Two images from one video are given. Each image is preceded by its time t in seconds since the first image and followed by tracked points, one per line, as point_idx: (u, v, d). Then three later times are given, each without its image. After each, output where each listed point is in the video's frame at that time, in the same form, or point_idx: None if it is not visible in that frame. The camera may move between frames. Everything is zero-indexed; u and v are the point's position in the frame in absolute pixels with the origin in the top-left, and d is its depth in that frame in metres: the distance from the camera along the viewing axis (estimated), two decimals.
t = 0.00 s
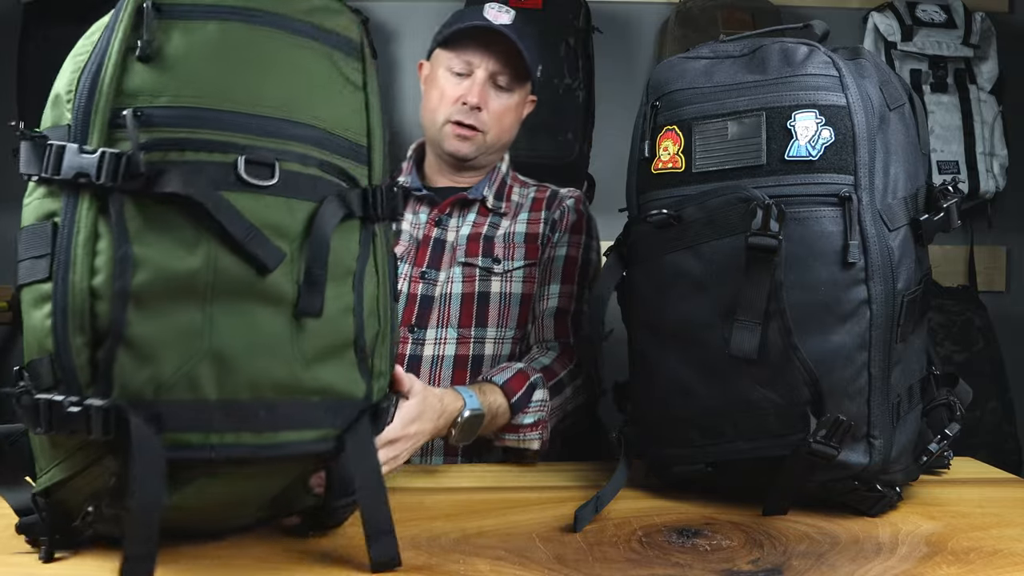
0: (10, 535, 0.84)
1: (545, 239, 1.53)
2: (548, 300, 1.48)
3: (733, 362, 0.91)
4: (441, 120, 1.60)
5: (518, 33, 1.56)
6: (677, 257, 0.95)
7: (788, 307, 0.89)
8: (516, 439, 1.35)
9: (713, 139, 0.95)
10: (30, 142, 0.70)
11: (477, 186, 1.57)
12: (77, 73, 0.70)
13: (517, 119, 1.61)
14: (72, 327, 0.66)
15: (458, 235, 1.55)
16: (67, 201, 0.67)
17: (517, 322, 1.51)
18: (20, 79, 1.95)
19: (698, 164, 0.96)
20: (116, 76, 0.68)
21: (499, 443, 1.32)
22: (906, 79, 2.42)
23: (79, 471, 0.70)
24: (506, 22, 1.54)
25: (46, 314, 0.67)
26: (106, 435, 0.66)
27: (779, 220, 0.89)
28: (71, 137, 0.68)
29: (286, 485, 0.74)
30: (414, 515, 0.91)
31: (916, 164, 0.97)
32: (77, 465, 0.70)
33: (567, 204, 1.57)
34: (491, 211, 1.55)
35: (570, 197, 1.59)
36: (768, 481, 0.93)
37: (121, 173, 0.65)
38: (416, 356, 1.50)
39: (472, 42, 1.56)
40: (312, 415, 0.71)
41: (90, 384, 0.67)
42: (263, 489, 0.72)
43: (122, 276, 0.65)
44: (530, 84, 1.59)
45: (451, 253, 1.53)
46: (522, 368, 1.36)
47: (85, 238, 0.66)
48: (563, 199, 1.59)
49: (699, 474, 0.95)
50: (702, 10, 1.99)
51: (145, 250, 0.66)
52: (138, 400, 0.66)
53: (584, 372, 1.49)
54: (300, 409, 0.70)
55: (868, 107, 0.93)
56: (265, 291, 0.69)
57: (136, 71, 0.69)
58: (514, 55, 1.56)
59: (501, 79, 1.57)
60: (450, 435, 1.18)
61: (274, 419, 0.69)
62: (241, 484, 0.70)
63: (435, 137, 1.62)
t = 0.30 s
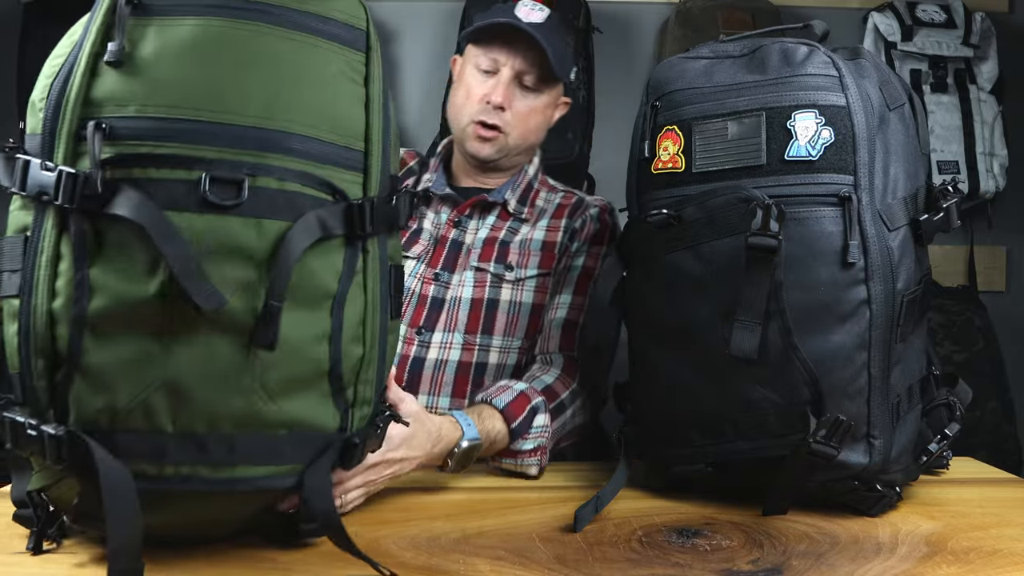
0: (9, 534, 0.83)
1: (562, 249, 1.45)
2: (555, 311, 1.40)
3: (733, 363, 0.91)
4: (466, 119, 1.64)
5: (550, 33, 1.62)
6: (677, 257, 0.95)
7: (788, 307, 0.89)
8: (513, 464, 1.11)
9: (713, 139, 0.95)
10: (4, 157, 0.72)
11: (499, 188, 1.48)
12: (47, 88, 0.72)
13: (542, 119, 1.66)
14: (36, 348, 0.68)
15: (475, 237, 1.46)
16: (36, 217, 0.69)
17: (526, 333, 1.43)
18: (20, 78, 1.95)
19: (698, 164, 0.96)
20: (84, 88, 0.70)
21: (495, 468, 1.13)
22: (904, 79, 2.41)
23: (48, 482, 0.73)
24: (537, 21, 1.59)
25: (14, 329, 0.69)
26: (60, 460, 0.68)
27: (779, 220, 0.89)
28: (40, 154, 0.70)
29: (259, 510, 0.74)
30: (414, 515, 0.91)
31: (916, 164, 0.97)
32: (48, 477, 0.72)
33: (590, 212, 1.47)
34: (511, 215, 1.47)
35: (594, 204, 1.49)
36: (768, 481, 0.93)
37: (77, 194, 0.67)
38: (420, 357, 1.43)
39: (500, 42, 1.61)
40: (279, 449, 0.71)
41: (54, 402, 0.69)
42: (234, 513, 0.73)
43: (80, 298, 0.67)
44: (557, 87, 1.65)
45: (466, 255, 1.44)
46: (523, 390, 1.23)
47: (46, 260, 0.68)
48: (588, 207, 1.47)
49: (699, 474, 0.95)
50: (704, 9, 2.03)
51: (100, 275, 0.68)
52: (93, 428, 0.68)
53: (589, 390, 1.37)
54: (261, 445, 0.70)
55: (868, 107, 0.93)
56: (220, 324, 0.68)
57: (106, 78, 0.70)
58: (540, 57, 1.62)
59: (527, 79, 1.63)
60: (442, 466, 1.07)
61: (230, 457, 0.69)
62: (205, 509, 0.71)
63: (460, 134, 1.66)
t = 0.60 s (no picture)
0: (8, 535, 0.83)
1: (585, 260, 1.38)
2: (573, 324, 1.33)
3: (733, 362, 0.91)
4: (496, 117, 1.42)
5: (600, 44, 1.43)
6: (677, 256, 0.95)
7: (788, 307, 0.89)
8: (514, 472, 1.09)
9: (713, 139, 0.95)
10: None
11: (520, 195, 1.44)
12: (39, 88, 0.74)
13: (577, 133, 1.46)
14: (34, 335, 0.69)
15: (495, 244, 1.41)
16: (29, 210, 0.71)
17: (544, 346, 1.39)
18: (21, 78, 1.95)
19: (697, 164, 0.96)
20: (75, 88, 0.72)
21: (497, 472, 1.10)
22: (906, 79, 2.35)
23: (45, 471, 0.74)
24: (587, 29, 1.40)
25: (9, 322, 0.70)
26: (63, 442, 0.70)
27: (779, 220, 0.89)
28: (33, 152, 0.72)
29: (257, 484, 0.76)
30: (415, 515, 0.91)
31: (916, 163, 0.97)
32: (46, 467, 0.74)
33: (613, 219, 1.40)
34: (533, 223, 1.42)
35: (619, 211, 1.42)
36: (768, 481, 0.93)
37: (73, 185, 0.69)
38: (435, 370, 1.39)
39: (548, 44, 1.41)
40: (276, 420, 0.74)
41: (51, 389, 0.70)
42: (231, 487, 0.75)
43: (76, 284, 0.69)
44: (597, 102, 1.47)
45: (485, 264, 1.40)
46: (524, 396, 1.20)
47: (44, 251, 0.70)
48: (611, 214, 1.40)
49: (698, 475, 0.95)
50: (703, 10, 2.13)
51: (98, 260, 0.70)
52: (94, 410, 0.70)
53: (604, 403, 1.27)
54: (261, 416, 0.73)
55: (868, 107, 0.93)
56: (218, 300, 0.71)
57: (94, 81, 0.72)
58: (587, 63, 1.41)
59: (570, 88, 1.42)
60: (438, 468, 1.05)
61: (231, 429, 0.72)
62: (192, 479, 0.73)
63: (486, 138, 1.45)
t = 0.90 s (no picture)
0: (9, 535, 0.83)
1: (585, 262, 1.39)
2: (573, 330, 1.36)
3: (733, 363, 0.91)
4: (491, 119, 1.42)
5: (600, 44, 1.41)
6: (677, 256, 0.95)
7: (788, 307, 0.89)
8: (507, 473, 1.09)
9: (713, 139, 0.95)
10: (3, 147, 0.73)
11: (519, 195, 1.44)
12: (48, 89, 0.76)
13: (577, 134, 1.44)
14: (60, 310, 0.70)
15: (493, 244, 1.41)
16: (45, 198, 0.72)
17: (543, 349, 1.39)
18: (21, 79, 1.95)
19: (698, 164, 0.96)
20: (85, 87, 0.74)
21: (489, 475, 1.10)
22: (906, 79, 2.34)
23: (67, 446, 0.74)
24: (587, 29, 1.40)
25: (29, 303, 0.71)
26: (97, 404, 0.71)
27: (779, 220, 0.89)
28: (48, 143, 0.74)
29: (268, 442, 0.82)
30: (415, 515, 0.91)
31: (916, 164, 0.97)
32: (67, 444, 0.74)
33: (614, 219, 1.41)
34: (533, 223, 1.43)
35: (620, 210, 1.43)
36: (768, 481, 0.93)
37: (96, 167, 0.72)
38: (433, 373, 1.39)
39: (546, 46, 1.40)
40: (289, 381, 0.79)
41: (77, 360, 0.71)
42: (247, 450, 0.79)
43: (100, 259, 0.71)
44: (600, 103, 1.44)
45: (483, 266, 1.40)
46: (513, 398, 1.20)
47: (66, 231, 0.71)
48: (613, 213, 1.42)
49: (699, 474, 0.95)
50: (704, 10, 2.13)
51: (121, 237, 0.72)
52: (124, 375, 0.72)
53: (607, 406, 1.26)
54: (276, 377, 0.78)
55: (868, 107, 0.93)
56: (234, 272, 0.76)
57: (103, 82, 0.75)
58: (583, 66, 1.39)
59: (568, 90, 1.39)
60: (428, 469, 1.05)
61: (250, 388, 0.76)
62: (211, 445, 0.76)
63: (483, 139, 1.45)
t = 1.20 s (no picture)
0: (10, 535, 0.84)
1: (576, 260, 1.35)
2: (562, 331, 1.30)
3: (732, 363, 0.91)
4: (484, 120, 1.43)
5: (591, 43, 1.41)
6: (677, 256, 0.95)
7: (788, 307, 0.89)
8: (495, 477, 1.06)
9: (713, 139, 0.95)
10: None
11: (513, 194, 1.44)
12: (29, 91, 0.76)
13: (571, 134, 1.45)
14: (64, 309, 0.71)
15: (485, 244, 1.40)
16: (39, 202, 0.72)
17: (533, 350, 1.37)
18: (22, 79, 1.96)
19: (698, 164, 0.96)
20: (71, 88, 0.76)
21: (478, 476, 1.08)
22: (906, 79, 2.34)
23: (75, 448, 0.72)
24: (577, 29, 1.40)
25: (31, 303, 0.71)
26: (110, 401, 0.70)
27: (779, 220, 0.89)
28: (36, 142, 0.74)
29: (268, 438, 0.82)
30: (414, 515, 0.91)
31: (916, 163, 0.97)
32: (72, 447, 0.72)
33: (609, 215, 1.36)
34: (526, 222, 1.41)
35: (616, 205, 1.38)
36: (768, 481, 0.93)
37: (94, 167, 0.73)
38: (424, 372, 1.39)
39: (537, 45, 1.40)
40: (291, 371, 0.82)
41: (84, 359, 0.71)
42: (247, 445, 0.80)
43: (103, 256, 0.72)
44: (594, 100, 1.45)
45: (475, 265, 1.39)
46: (507, 399, 1.15)
47: (64, 230, 0.72)
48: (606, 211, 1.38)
49: (699, 474, 0.95)
50: (703, 10, 2.13)
51: (122, 236, 0.73)
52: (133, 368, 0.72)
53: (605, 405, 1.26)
54: (280, 368, 0.81)
55: (868, 107, 0.93)
56: (233, 267, 0.79)
57: (90, 85, 0.77)
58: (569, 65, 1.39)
59: (559, 90, 1.40)
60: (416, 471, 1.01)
61: (257, 378, 0.79)
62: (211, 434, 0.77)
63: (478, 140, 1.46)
